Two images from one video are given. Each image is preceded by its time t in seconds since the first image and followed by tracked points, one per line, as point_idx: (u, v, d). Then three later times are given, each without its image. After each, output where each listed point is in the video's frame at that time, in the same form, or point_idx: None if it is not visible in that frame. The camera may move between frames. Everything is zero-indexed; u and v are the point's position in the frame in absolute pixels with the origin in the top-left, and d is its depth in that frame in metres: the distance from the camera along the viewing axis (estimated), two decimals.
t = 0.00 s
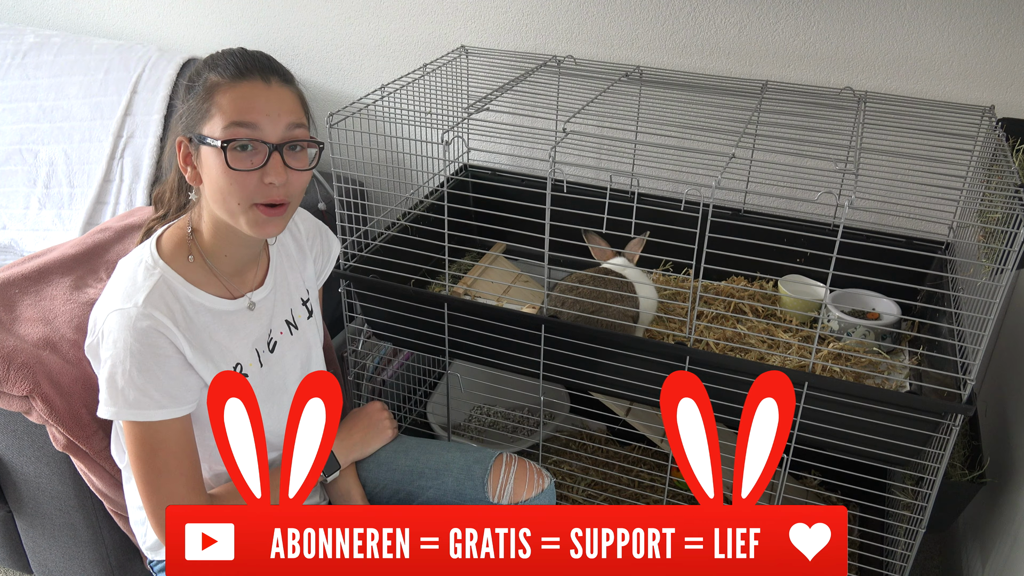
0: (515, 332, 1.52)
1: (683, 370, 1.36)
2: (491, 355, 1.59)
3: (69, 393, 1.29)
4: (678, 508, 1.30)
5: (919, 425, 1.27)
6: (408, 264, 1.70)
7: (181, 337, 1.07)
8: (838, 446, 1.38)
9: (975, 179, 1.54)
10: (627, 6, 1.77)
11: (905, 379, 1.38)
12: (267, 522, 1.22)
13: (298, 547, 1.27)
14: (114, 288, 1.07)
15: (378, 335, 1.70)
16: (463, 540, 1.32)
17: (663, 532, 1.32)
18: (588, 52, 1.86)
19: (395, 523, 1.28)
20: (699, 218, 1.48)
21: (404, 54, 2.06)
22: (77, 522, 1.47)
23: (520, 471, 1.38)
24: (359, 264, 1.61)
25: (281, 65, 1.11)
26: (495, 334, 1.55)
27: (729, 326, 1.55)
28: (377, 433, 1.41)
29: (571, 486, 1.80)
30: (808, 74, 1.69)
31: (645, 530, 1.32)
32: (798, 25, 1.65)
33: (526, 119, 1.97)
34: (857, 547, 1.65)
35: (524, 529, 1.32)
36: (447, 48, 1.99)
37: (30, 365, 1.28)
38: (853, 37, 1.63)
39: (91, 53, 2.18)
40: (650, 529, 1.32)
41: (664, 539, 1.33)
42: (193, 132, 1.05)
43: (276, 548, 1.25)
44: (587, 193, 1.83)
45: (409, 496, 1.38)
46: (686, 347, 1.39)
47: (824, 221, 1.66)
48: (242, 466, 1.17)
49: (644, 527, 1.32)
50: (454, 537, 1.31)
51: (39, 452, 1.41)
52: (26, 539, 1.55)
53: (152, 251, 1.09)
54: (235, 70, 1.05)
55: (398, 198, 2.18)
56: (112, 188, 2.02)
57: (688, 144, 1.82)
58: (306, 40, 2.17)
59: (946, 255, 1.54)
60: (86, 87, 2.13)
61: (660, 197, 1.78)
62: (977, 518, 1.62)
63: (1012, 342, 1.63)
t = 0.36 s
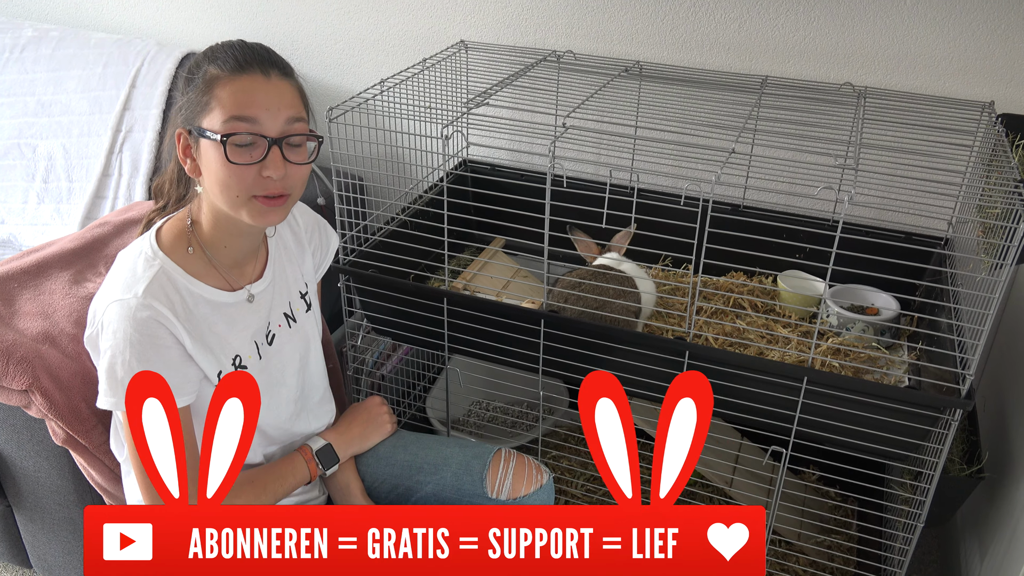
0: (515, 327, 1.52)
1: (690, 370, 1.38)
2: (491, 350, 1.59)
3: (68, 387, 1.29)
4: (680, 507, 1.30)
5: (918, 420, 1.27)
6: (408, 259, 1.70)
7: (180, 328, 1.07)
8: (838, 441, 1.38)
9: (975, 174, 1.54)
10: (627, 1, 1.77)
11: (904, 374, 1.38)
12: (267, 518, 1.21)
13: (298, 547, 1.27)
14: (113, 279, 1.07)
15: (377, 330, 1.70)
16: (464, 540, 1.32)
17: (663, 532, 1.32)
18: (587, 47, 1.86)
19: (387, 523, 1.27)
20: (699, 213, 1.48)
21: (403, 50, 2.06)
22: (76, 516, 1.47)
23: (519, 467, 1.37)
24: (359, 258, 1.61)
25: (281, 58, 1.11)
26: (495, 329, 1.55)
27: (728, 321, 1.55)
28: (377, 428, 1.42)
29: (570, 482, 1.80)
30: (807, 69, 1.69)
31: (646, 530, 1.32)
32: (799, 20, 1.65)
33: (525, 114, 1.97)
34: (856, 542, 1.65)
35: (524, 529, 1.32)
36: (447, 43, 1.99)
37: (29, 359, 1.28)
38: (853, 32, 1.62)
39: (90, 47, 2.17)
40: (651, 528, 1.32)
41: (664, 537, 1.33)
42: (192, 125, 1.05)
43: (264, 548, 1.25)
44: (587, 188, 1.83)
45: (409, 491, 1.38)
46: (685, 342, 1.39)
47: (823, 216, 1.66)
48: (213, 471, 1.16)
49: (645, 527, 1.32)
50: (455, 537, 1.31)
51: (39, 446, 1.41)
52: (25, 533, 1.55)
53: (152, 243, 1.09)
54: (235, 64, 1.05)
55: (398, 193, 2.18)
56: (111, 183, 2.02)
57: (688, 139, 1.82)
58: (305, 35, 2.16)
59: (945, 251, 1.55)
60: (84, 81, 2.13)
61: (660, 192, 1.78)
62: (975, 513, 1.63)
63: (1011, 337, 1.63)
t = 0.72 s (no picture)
0: (515, 321, 1.52)
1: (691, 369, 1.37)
2: (492, 345, 1.59)
3: (69, 383, 1.29)
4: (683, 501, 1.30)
5: (918, 413, 1.28)
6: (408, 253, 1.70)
7: (182, 321, 1.07)
8: (838, 434, 1.38)
9: (975, 167, 1.54)
10: None
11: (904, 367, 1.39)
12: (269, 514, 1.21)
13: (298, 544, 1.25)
14: (115, 272, 1.07)
15: (377, 325, 1.70)
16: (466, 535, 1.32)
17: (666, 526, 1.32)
18: (586, 41, 1.85)
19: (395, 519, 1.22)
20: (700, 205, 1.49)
21: (402, 44, 2.06)
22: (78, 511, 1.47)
23: (519, 461, 1.38)
24: (359, 253, 1.61)
25: (280, 52, 1.10)
26: (496, 324, 1.55)
27: (728, 314, 1.55)
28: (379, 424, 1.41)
29: (571, 475, 1.81)
30: (807, 63, 1.69)
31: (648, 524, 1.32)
32: (798, 14, 1.65)
33: (525, 109, 1.97)
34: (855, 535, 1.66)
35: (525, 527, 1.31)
36: (446, 38, 1.99)
37: (30, 353, 1.28)
38: (852, 25, 1.62)
39: (88, 43, 2.17)
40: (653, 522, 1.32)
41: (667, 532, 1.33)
42: (193, 119, 1.05)
43: (275, 553, 1.19)
44: (587, 182, 1.83)
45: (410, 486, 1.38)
46: (686, 335, 1.39)
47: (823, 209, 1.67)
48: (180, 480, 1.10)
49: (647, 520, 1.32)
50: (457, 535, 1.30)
51: (40, 441, 1.41)
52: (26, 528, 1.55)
53: (153, 237, 1.09)
54: (234, 58, 1.05)
55: (397, 188, 2.18)
56: (110, 178, 2.02)
57: (688, 132, 1.82)
58: (304, 30, 2.16)
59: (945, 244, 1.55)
60: (83, 76, 2.12)
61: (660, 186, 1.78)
62: (974, 506, 1.63)
63: (1010, 330, 1.64)
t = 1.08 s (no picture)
0: (512, 315, 1.52)
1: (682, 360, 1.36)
2: (489, 339, 1.59)
3: (66, 376, 1.29)
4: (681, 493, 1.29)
5: (915, 407, 1.28)
6: (404, 247, 1.70)
7: (177, 310, 1.07)
8: (835, 428, 1.38)
9: (973, 162, 1.54)
10: None
11: (902, 361, 1.39)
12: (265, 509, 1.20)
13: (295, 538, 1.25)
14: (109, 263, 1.07)
15: (375, 319, 1.70)
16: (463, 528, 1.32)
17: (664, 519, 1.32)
18: (585, 36, 1.85)
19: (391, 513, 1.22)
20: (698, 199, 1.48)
21: (400, 38, 2.05)
22: (74, 505, 1.47)
23: (518, 454, 1.38)
24: (357, 247, 1.61)
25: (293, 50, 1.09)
26: (493, 317, 1.54)
27: (726, 309, 1.55)
28: (377, 418, 1.41)
29: (568, 469, 1.81)
30: (805, 57, 1.69)
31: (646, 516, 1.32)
32: (796, 8, 1.65)
33: (523, 103, 1.96)
34: (853, 529, 1.66)
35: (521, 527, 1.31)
36: (444, 32, 1.98)
37: (27, 347, 1.27)
38: (850, 20, 1.62)
39: (85, 36, 2.16)
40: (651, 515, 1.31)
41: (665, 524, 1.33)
42: (206, 119, 1.02)
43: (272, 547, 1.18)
44: (585, 177, 1.83)
45: (407, 481, 1.38)
46: (684, 330, 1.39)
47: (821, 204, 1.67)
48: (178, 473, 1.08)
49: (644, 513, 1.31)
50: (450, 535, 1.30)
51: (37, 435, 1.41)
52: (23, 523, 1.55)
53: (147, 227, 1.09)
54: (252, 59, 1.03)
55: (395, 182, 2.18)
56: (106, 172, 2.00)
57: (686, 127, 1.82)
58: (302, 23, 2.16)
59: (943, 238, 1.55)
60: (79, 70, 2.12)
61: (658, 180, 1.78)
62: (971, 500, 1.64)
63: (1007, 325, 1.64)
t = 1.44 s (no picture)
0: (510, 310, 1.52)
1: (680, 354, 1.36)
2: (486, 334, 1.59)
3: (62, 372, 1.28)
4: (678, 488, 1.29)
5: (913, 403, 1.28)
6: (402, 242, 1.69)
7: (175, 307, 1.06)
8: (833, 424, 1.38)
9: (971, 157, 1.54)
10: None
11: (900, 357, 1.38)
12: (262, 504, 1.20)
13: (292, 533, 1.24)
14: (107, 259, 1.06)
15: (372, 314, 1.70)
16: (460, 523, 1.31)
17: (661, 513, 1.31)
18: (583, 30, 1.84)
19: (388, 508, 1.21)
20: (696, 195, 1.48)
21: (397, 32, 2.04)
22: (71, 501, 1.47)
23: (517, 449, 1.38)
24: (354, 242, 1.60)
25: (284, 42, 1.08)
26: (491, 313, 1.54)
27: (724, 304, 1.55)
28: (374, 414, 1.41)
29: (565, 464, 1.81)
30: (804, 52, 1.68)
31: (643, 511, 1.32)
32: (796, 3, 1.64)
33: (521, 97, 1.96)
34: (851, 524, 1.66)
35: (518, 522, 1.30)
36: (442, 26, 1.97)
37: (22, 343, 1.27)
38: (849, 14, 1.62)
39: (80, 30, 2.15)
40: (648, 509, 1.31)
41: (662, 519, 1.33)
42: (195, 111, 1.02)
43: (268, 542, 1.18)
44: (583, 171, 1.83)
45: (404, 477, 1.38)
46: (681, 325, 1.38)
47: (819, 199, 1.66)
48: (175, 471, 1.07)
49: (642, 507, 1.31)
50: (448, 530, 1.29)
51: (33, 431, 1.40)
52: (20, 518, 1.55)
53: (145, 223, 1.09)
54: (240, 49, 1.02)
55: (393, 177, 2.17)
56: (102, 166, 2.00)
57: (685, 122, 1.82)
58: (298, 17, 2.15)
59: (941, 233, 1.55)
60: (75, 64, 2.10)
61: (656, 175, 1.77)
62: (968, 496, 1.64)
63: (1006, 320, 1.64)
